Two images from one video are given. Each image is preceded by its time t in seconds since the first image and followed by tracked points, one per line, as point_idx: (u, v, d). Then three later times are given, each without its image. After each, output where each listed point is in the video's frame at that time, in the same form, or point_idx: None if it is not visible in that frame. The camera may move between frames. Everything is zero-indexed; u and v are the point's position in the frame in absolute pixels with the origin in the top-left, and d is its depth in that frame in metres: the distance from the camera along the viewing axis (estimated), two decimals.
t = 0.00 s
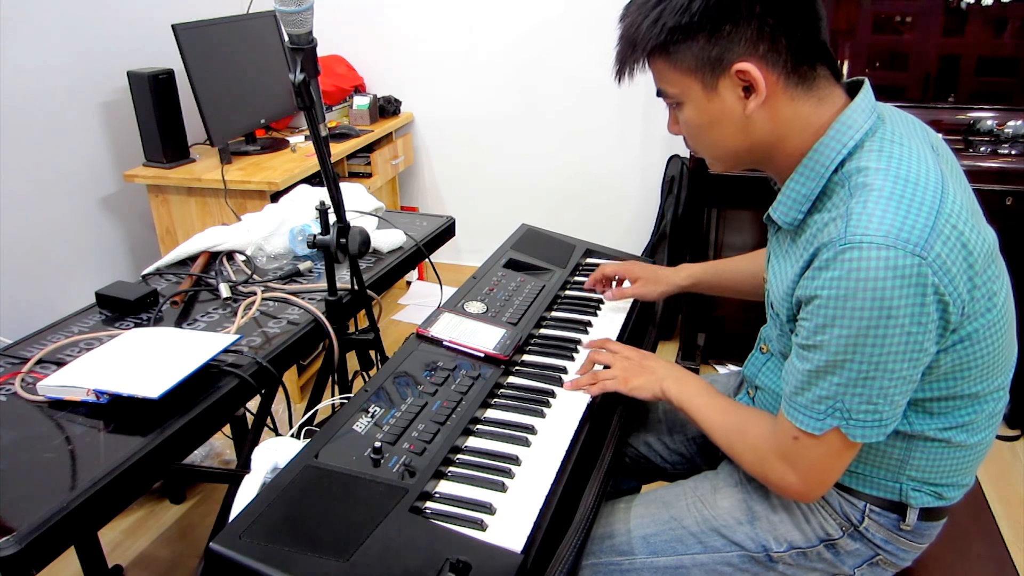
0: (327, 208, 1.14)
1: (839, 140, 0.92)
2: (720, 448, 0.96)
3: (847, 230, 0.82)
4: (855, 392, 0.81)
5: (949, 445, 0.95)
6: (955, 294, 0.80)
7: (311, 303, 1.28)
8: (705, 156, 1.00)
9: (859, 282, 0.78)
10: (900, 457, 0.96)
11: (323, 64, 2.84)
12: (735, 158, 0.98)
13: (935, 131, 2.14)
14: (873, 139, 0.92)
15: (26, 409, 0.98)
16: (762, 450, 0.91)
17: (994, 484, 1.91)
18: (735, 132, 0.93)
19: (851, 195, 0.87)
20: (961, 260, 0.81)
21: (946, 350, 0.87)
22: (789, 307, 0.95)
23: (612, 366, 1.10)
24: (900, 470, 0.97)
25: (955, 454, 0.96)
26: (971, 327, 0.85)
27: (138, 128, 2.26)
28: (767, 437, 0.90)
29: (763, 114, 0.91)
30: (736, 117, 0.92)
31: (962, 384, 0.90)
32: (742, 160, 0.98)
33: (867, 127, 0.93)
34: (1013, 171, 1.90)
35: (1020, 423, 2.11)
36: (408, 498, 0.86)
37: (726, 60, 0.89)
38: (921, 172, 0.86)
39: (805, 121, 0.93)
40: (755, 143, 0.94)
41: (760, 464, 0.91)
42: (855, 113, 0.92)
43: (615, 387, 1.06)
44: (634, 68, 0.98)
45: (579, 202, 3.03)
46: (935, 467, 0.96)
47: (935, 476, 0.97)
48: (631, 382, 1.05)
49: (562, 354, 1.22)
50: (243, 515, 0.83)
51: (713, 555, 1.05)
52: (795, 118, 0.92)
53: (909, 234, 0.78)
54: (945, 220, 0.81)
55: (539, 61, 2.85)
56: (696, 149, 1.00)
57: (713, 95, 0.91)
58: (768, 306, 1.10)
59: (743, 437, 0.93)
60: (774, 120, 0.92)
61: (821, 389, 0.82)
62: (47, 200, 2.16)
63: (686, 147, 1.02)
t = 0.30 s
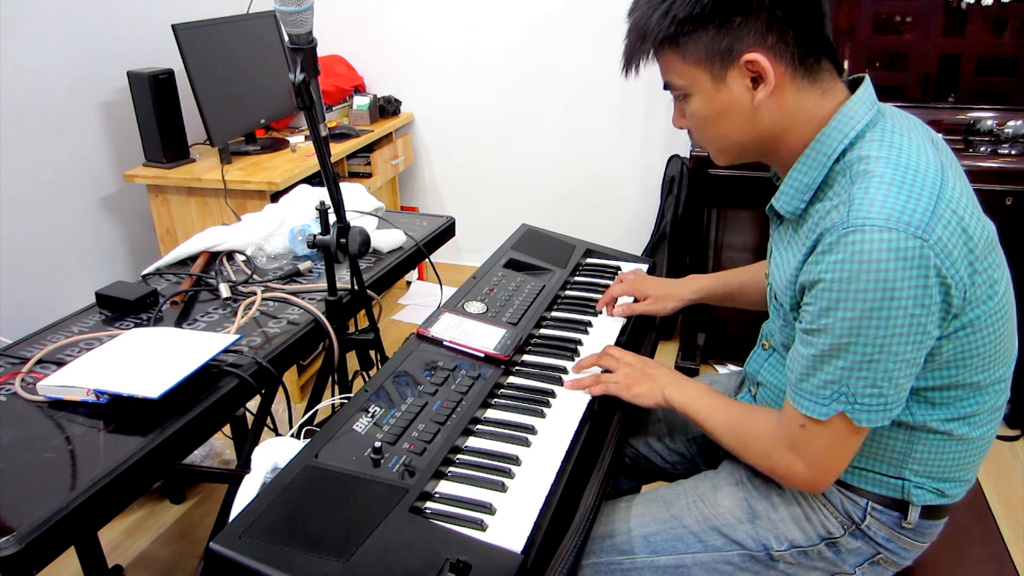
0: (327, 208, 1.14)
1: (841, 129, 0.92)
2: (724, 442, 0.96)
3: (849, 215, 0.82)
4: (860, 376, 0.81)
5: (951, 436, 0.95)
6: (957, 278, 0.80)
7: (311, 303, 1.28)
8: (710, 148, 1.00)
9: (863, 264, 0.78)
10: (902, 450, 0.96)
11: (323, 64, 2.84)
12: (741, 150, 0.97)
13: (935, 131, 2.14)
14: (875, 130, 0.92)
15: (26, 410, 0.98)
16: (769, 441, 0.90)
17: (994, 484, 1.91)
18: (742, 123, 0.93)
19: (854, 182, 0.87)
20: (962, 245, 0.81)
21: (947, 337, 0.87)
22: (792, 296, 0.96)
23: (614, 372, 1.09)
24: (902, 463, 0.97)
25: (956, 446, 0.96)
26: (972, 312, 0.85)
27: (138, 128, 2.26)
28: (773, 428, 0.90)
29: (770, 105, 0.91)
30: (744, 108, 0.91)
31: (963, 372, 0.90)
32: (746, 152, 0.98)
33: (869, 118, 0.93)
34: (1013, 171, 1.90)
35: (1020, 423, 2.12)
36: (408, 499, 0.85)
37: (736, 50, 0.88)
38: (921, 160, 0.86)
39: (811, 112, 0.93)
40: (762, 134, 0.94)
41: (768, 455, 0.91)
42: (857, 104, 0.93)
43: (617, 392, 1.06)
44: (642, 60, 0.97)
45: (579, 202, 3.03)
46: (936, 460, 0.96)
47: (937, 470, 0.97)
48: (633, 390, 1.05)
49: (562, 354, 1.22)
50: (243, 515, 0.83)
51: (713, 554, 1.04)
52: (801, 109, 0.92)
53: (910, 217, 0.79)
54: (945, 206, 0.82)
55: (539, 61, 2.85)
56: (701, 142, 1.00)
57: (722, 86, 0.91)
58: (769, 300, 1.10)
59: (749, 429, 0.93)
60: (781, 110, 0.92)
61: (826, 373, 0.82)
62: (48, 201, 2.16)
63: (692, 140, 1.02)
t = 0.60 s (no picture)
0: (327, 208, 1.14)
1: (845, 117, 0.92)
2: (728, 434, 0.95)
3: (853, 198, 0.82)
4: (862, 357, 0.80)
5: (951, 427, 0.95)
6: (958, 261, 0.81)
7: (311, 303, 1.28)
8: (717, 140, 0.99)
9: (866, 243, 0.78)
10: (902, 441, 0.96)
11: (322, 64, 2.84)
12: (748, 141, 0.97)
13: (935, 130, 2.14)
14: (878, 119, 0.93)
15: (26, 410, 0.98)
16: (775, 429, 0.89)
17: (994, 484, 1.91)
18: (752, 111, 0.93)
19: (857, 167, 0.88)
20: (963, 229, 0.82)
21: (947, 323, 0.87)
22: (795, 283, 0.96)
23: (610, 356, 1.09)
24: (901, 454, 0.97)
25: (955, 438, 0.96)
26: (972, 298, 0.86)
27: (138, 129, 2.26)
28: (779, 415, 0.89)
29: (780, 94, 0.91)
30: (755, 95, 0.91)
31: (963, 359, 0.91)
32: (753, 143, 0.97)
33: (873, 107, 0.94)
34: (1013, 171, 1.90)
35: (1020, 423, 2.12)
36: (408, 499, 0.85)
37: (748, 38, 0.88)
38: (923, 148, 0.87)
39: (818, 101, 0.93)
40: (771, 123, 0.94)
41: (775, 442, 0.89)
42: (862, 94, 0.93)
43: (614, 374, 1.05)
44: (653, 51, 0.97)
45: (579, 202, 3.03)
46: (936, 451, 0.96)
47: (937, 462, 0.97)
48: (630, 369, 1.04)
49: (562, 354, 1.22)
50: (242, 515, 0.83)
51: (713, 551, 1.04)
52: (809, 98, 0.92)
53: (913, 200, 0.79)
54: (947, 191, 0.82)
55: (539, 61, 2.85)
56: (709, 133, 0.99)
57: (733, 73, 0.91)
58: (771, 291, 1.10)
59: (756, 418, 0.92)
60: (790, 99, 0.92)
61: (828, 354, 0.82)
62: (48, 201, 2.16)
63: (699, 133, 1.01)
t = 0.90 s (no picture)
0: (327, 208, 1.14)
1: (842, 114, 0.92)
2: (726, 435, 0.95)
3: (849, 195, 0.83)
4: (859, 353, 0.80)
5: (950, 425, 0.95)
6: (955, 257, 0.81)
7: (311, 303, 1.28)
8: (715, 138, 0.99)
9: (862, 239, 0.79)
10: (901, 440, 0.96)
11: (323, 64, 2.84)
12: (746, 139, 0.97)
13: (935, 130, 2.14)
14: (875, 117, 0.93)
15: (26, 410, 0.98)
16: (772, 428, 0.90)
17: (994, 484, 1.91)
18: (749, 109, 0.93)
19: (854, 165, 0.88)
20: (960, 226, 0.82)
21: (945, 320, 0.87)
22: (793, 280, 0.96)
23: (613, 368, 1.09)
24: (900, 454, 0.97)
25: (953, 437, 0.96)
26: (969, 295, 0.86)
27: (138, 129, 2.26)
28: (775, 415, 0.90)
29: (777, 91, 0.91)
30: (752, 92, 0.91)
31: (961, 357, 0.91)
32: (752, 141, 0.97)
33: (870, 105, 0.94)
34: (1013, 171, 1.90)
35: (1020, 423, 2.12)
36: (407, 499, 0.85)
37: (744, 35, 0.89)
38: (919, 145, 0.87)
39: (815, 99, 0.93)
40: (768, 120, 0.94)
41: (772, 442, 0.90)
42: (859, 91, 0.93)
43: (618, 388, 1.06)
44: (651, 49, 0.98)
45: (579, 202, 3.03)
46: (935, 450, 0.96)
47: (936, 461, 0.97)
48: (634, 383, 1.05)
49: (562, 354, 1.22)
50: (243, 515, 0.83)
51: (713, 551, 1.04)
52: (807, 95, 0.92)
53: (909, 195, 0.79)
54: (943, 188, 0.83)
55: (539, 61, 2.85)
56: (707, 131, 0.99)
57: (730, 71, 0.91)
58: (770, 290, 1.10)
59: (753, 418, 0.92)
60: (787, 96, 0.92)
61: (825, 351, 0.82)
62: (48, 201, 2.16)
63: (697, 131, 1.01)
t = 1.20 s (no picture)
0: (327, 208, 1.14)
1: (843, 119, 0.92)
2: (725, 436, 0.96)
3: (851, 201, 0.82)
4: (862, 360, 0.80)
5: (951, 428, 0.95)
6: (957, 263, 0.81)
7: (312, 303, 1.28)
8: (714, 141, 0.99)
9: (864, 246, 0.79)
10: (903, 443, 0.96)
11: (323, 64, 2.84)
12: (745, 143, 0.97)
13: (935, 130, 2.14)
14: (875, 121, 0.93)
15: (26, 410, 0.98)
16: (772, 431, 0.90)
17: (994, 484, 1.91)
18: (748, 113, 0.93)
19: (855, 170, 0.88)
20: (961, 231, 0.82)
21: (947, 324, 0.87)
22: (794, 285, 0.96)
23: (615, 368, 1.09)
24: (902, 456, 0.97)
25: (956, 439, 0.96)
26: (972, 299, 0.86)
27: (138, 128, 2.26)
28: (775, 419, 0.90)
29: (776, 95, 0.91)
30: (751, 97, 0.91)
31: (962, 361, 0.91)
32: (751, 145, 0.97)
33: (870, 108, 0.94)
34: (1013, 171, 1.90)
35: (1020, 423, 2.12)
36: (408, 499, 0.85)
37: (743, 39, 0.88)
38: (920, 150, 0.87)
39: (815, 102, 0.93)
40: (767, 124, 0.94)
41: (773, 446, 0.90)
42: (859, 95, 0.93)
43: (619, 386, 1.06)
44: (650, 54, 0.97)
45: (579, 202, 3.03)
46: (937, 452, 0.96)
47: (938, 463, 0.97)
48: (636, 382, 1.05)
49: (562, 354, 1.22)
50: (243, 515, 0.83)
51: (713, 552, 1.04)
52: (806, 98, 0.92)
53: (911, 202, 0.79)
54: (944, 193, 0.83)
55: (539, 61, 2.85)
56: (706, 135, 0.99)
57: (728, 75, 0.91)
58: (770, 293, 1.09)
59: (753, 421, 0.92)
60: (787, 100, 0.92)
61: (828, 357, 0.82)
62: (48, 201, 2.16)
63: (697, 135, 1.01)
